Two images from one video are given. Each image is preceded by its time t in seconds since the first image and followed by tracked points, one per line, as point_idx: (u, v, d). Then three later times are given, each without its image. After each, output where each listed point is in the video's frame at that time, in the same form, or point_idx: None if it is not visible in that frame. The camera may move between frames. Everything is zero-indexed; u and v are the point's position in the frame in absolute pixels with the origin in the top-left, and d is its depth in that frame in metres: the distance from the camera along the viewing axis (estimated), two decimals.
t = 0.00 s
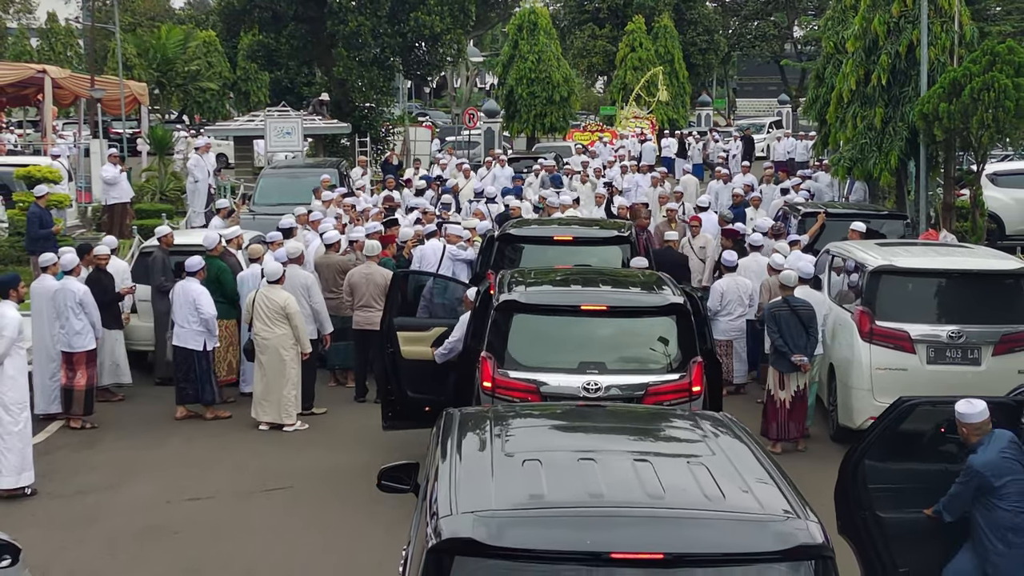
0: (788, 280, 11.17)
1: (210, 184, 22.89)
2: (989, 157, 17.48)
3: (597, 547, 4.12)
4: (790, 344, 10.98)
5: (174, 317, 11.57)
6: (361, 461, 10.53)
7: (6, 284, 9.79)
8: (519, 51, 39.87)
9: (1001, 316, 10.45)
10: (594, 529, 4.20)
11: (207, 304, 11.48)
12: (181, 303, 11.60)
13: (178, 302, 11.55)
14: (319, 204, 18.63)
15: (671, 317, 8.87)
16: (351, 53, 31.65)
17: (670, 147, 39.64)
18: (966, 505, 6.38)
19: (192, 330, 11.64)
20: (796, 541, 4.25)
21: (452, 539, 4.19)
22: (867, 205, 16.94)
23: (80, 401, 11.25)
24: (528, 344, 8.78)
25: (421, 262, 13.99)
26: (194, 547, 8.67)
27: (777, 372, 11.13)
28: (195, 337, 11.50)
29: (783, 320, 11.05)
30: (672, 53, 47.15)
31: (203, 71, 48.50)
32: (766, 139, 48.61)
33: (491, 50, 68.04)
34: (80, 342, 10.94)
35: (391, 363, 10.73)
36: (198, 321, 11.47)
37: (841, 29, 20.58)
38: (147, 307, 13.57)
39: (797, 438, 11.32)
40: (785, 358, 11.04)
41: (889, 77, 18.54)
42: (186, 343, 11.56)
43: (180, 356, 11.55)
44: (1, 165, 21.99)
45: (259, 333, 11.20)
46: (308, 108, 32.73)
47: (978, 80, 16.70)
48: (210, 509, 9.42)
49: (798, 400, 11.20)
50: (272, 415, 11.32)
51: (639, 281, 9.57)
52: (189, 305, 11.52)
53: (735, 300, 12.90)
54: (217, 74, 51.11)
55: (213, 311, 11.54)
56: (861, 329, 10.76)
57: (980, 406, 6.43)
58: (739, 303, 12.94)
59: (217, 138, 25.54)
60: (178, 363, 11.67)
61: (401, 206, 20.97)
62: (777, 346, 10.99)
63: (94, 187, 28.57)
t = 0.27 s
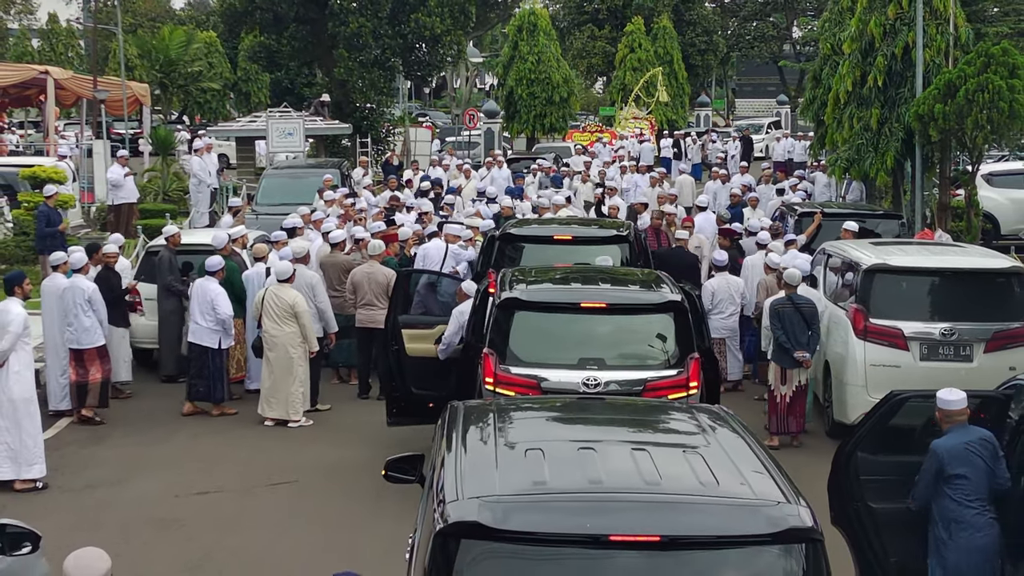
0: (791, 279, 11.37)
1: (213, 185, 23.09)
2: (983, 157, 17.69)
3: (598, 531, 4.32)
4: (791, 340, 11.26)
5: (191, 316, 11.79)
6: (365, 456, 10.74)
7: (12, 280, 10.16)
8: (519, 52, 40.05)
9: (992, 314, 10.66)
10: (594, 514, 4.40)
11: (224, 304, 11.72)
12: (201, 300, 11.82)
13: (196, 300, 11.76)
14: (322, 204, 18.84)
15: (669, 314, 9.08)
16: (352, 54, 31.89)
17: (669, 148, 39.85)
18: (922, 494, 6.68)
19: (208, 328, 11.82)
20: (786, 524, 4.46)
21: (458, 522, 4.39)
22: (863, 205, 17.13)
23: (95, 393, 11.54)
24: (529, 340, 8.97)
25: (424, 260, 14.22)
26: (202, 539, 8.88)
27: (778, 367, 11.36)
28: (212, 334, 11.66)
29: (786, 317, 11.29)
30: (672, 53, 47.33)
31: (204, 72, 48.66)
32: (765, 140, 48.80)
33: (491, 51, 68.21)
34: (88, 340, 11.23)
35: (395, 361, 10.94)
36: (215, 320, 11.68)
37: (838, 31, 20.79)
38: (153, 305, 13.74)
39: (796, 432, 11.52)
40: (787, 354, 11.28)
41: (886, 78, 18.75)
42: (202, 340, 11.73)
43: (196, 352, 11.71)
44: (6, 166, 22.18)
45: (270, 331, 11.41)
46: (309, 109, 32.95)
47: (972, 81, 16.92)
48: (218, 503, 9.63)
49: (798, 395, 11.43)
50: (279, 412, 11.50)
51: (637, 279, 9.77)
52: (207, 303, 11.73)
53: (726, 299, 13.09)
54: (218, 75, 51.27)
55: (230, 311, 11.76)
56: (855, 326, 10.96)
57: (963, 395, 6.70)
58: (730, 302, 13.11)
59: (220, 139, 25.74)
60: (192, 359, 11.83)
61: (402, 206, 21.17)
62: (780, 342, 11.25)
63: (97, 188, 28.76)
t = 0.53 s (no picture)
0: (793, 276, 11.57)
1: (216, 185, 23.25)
2: (979, 158, 17.87)
3: (601, 518, 4.51)
4: (790, 338, 11.41)
5: (204, 310, 11.91)
6: (370, 452, 10.92)
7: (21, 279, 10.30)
8: (519, 53, 40.18)
9: (988, 313, 10.83)
10: (598, 502, 4.59)
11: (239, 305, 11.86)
12: (214, 299, 11.98)
13: (210, 298, 11.91)
14: (325, 204, 19.03)
15: (669, 312, 9.26)
16: (353, 54, 32.12)
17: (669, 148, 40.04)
18: (895, 487, 7.13)
19: (220, 326, 11.98)
20: (782, 512, 4.65)
21: (468, 510, 4.57)
22: (861, 205, 17.30)
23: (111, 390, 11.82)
24: (532, 338, 9.15)
25: (428, 259, 14.42)
26: (211, 533, 9.07)
27: (777, 364, 11.54)
28: (224, 332, 11.82)
29: (787, 314, 11.41)
30: (671, 54, 47.47)
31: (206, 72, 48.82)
32: (765, 140, 48.97)
33: (491, 51, 68.36)
34: (102, 336, 11.50)
35: (400, 358, 11.11)
36: (228, 318, 11.82)
37: (837, 33, 20.97)
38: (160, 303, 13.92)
39: (795, 428, 11.73)
40: (787, 351, 11.44)
41: (883, 79, 18.92)
42: (213, 338, 11.87)
43: (208, 350, 11.86)
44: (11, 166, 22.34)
45: (279, 330, 11.58)
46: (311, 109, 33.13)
47: (969, 82, 17.10)
48: (225, 498, 9.80)
49: (797, 391, 11.61)
50: (287, 409, 11.69)
51: (639, 277, 9.94)
52: (221, 301, 11.89)
53: (720, 298, 13.20)
54: (220, 75, 51.43)
55: (243, 311, 11.92)
56: (853, 324, 11.14)
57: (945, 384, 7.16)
58: (724, 300, 13.21)
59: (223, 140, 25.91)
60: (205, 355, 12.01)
61: (404, 206, 21.35)
62: (781, 340, 11.42)
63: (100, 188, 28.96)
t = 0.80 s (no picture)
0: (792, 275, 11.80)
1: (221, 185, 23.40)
2: (978, 158, 18.05)
3: (612, 503, 4.70)
4: (788, 334, 11.64)
5: (216, 308, 12.08)
6: (378, 447, 11.10)
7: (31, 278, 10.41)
8: (520, 53, 40.32)
9: (985, 310, 11.02)
10: (609, 488, 4.78)
11: (252, 302, 12.01)
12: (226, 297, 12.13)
13: (224, 296, 12.04)
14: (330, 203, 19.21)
15: (673, 309, 9.43)
16: (356, 55, 32.33)
17: (669, 148, 40.26)
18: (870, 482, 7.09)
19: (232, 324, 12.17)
20: (785, 498, 4.84)
21: (484, 497, 4.76)
22: (860, 204, 17.47)
23: (126, 389, 11.98)
24: (538, 334, 9.34)
25: (432, 257, 14.62)
26: (224, 525, 9.26)
27: (776, 360, 11.74)
28: (236, 330, 12.02)
29: (786, 312, 11.67)
30: (672, 54, 47.61)
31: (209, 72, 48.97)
32: (765, 140, 49.13)
33: (491, 51, 68.50)
34: (120, 335, 11.68)
35: (407, 354, 11.31)
36: (240, 315, 11.99)
37: (836, 34, 21.16)
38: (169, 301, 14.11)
39: (795, 422, 11.91)
40: (786, 347, 11.66)
41: (882, 80, 19.10)
42: (225, 335, 12.10)
43: (220, 347, 12.10)
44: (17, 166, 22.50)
45: (290, 329, 11.78)
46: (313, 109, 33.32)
47: (968, 83, 17.27)
48: (237, 492, 9.99)
49: (796, 386, 11.79)
50: (295, 405, 11.89)
51: (642, 275, 10.14)
52: (234, 299, 12.03)
53: (720, 296, 13.34)
54: (221, 75, 51.58)
55: (255, 309, 12.08)
56: (852, 321, 11.32)
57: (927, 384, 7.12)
58: (724, 298, 13.36)
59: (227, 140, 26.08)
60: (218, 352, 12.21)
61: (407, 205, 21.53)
62: (779, 336, 11.63)
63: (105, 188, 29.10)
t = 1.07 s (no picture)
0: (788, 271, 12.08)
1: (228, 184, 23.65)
2: (978, 157, 18.29)
3: (628, 482, 4.94)
4: (783, 327, 11.97)
5: (232, 304, 12.26)
6: (389, 439, 11.32)
7: (51, 272, 10.62)
8: (522, 54, 40.55)
9: (984, 305, 11.25)
10: (625, 469, 5.02)
11: (267, 297, 12.22)
12: (243, 292, 12.32)
13: (239, 291, 12.25)
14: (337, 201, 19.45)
15: (679, 304, 9.67)
16: (360, 55, 32.57)
17: (669, 148, 40.47)
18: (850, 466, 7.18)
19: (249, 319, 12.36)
20: (793, 479, 5.07)
21: (506, 477, 5.00)
22: (862, 202, 17.68)
23: (147, 381, 12.39)
24: (548, 328, 9.56)
25: (441, 253, 14.83)
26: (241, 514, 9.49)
27: (774, 354, 12.05)
28: (252, 326, 12.20)
29: (780, 308, 12.00)
30: (672, 54, 47.83)
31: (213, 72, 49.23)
32: (766, 140, 49.37)
33: (492, 52, 68.75)
34: (150, 329, 12.25)
35: (416, 349, 11.54)
36: (256, 311, 12.18)
37: (837, 34, 21.38)
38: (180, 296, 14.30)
39: (795, 415, 12.11)
40: (783, 342, 11.97)
41: (883, 80, 19.31)
42: (243, 331, 12.28)
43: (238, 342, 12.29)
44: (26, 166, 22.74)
45: (303, 325, 12.01)
46: (317, 108, 33.55)
47: (967, 83, 17.49)
48: (253, 482, 10.21)
49: (795, 379, 12.02)
50: (307, 398, 12.10)
51: (648, 270, 10.36)
52: (250, 295, 12.24)
53: (727, 292, 13.58)
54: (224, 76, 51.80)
55: (271, 304, 12.27)
56: (854, 316, 11.53)
57: (906, 371, 7.21)
58: (731, 295, 13.59)
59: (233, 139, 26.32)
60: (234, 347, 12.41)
61: (413, 204, 21.78)
62: (774, 331, 11.96)
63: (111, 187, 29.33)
